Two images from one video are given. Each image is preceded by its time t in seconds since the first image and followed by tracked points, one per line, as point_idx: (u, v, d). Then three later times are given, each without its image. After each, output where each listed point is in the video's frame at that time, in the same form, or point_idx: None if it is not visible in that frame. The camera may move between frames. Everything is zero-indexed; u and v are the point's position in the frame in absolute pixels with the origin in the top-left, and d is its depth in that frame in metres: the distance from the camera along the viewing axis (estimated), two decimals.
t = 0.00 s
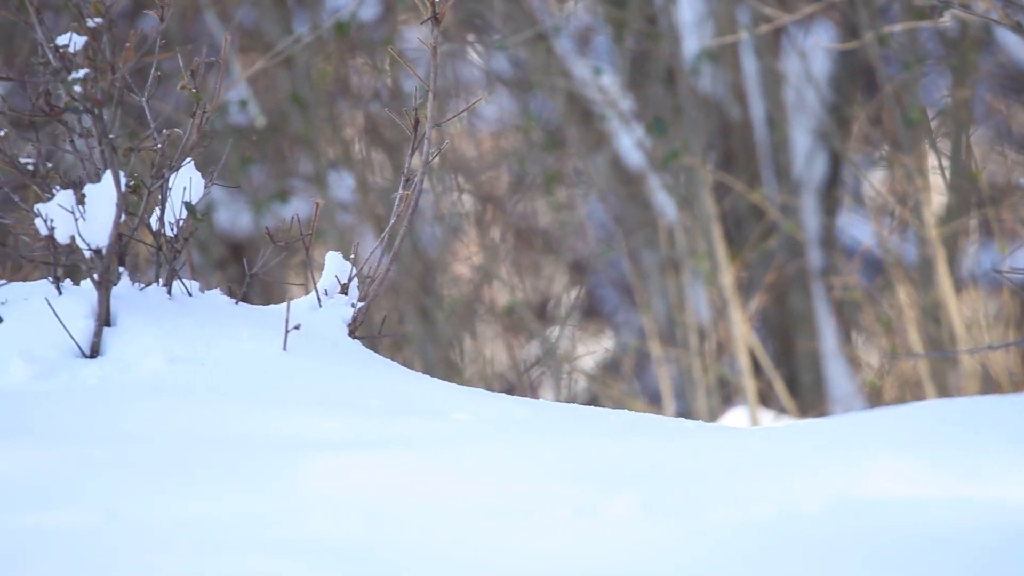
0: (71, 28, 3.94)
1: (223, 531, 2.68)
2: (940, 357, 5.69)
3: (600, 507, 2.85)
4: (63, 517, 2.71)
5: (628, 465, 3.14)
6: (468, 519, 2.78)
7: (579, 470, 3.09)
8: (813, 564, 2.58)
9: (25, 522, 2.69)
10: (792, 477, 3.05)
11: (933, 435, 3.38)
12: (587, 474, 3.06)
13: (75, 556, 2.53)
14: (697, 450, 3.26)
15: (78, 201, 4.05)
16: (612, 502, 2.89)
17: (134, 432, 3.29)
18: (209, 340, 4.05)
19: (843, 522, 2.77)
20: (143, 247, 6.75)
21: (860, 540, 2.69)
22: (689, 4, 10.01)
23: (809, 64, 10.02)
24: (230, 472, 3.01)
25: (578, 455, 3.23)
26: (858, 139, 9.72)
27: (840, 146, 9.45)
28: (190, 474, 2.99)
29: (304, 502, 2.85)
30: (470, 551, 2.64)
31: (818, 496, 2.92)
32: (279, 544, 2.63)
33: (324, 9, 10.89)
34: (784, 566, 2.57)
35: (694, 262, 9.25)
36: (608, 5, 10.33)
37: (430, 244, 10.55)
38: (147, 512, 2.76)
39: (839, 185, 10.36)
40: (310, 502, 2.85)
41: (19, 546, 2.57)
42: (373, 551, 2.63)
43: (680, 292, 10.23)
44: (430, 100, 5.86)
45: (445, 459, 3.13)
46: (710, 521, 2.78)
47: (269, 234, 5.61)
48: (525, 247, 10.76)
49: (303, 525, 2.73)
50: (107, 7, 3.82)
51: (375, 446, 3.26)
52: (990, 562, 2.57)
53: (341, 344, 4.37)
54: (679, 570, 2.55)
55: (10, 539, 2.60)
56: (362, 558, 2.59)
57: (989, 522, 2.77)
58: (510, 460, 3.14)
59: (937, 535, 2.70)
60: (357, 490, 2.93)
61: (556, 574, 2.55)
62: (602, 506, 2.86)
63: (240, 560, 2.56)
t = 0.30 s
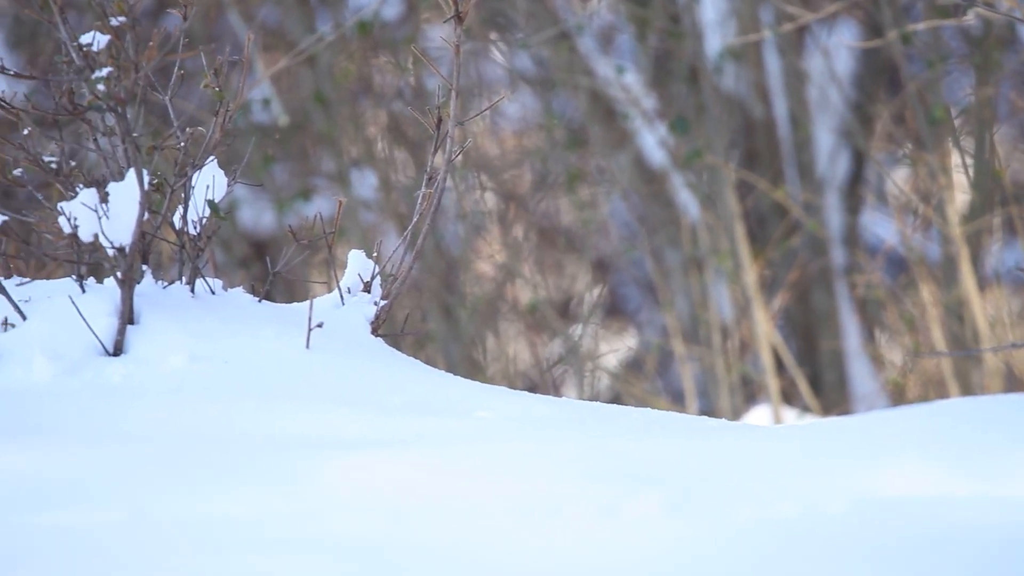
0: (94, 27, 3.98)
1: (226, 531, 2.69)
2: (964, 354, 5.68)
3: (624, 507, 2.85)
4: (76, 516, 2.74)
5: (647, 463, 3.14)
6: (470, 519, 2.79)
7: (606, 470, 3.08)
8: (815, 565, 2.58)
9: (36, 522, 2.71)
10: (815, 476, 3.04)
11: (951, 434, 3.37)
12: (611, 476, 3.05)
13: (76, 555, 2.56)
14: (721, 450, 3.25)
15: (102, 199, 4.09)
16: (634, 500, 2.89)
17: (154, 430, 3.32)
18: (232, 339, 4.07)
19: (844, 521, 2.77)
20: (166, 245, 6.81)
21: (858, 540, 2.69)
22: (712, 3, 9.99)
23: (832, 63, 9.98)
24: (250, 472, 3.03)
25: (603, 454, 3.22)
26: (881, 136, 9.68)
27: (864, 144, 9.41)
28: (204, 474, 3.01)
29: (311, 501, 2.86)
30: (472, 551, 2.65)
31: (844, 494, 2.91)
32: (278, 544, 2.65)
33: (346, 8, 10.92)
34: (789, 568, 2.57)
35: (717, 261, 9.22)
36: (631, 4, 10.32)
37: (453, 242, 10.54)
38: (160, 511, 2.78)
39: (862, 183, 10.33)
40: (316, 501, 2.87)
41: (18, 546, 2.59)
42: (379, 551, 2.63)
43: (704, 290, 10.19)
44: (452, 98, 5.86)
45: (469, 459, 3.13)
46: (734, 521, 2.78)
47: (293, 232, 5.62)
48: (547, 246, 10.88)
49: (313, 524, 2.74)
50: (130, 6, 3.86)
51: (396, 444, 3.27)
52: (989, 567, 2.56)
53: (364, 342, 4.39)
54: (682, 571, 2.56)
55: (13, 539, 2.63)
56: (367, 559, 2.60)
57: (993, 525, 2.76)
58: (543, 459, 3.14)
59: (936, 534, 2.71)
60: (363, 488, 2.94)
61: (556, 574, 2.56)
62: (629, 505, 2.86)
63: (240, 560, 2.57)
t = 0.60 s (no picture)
0: (126, 28, 4.04)
1: (226, 531, 2.72)
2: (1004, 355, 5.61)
3: (655, 505, 2.87)
4: (97, 516, 2.77)
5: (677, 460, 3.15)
6: (490, 518, 2.81)
7: (634, 467, 3.10)
8: (817, 566, 2.59)
9: (47, 522, 2.75)
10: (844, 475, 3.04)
11: (980, 435, 3.35)
12: (643, 474, 3.05)
13: (75, 558, 2.58)
14: (753, 450, 3.23)
15: (135, 199, 4.14)
16: (664, 499, 2.90)
17: (185, 428, 3.36)
18: (262, 338, 4.11)
19: (864, 520, 2.79)
20: (199, 245, 6.89)
21: (860, 540, 2.71)
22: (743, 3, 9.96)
23: (864, 62, 9.93)
24: (281, 469, 3.07)
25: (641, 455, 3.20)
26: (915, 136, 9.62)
27: (897, 144, 9.36)
28: (227, 473, 3.04)
29: (320, 498, 2.90)
30: (482, 551, 2.67)
31: (871, 495, 2.92)
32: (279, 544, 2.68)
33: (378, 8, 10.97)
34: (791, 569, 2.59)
35: (749, 261, 9.19)
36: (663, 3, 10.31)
37: (485, 243, 10.60)
38: (184, 511, 2.81)
39: (895, 183, 10.28)
40: (323, 499, 2.90)
41: (18, 545, 2.64)
42: (390, 550, 2.66)
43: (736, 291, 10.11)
44: (485, 97, 5.87)
45: (504, 459, 3.12)
46: (765, 521, 2.80)
47: (325, 232, 5.65)
48: (579, 246, 10.86)
49: (320, 522, 2.78)
50: (162, 7, 3.90)
51: (423, 442, 3.29)
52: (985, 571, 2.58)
53: (393, 341, 4.42)
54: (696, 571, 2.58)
55: (14, 539, 2.67)
56: (389, 558, 2.63)
57: (1013, 527, 2.76)
58: (570, 458, 3.16)
59: (953, 536, 2.72)
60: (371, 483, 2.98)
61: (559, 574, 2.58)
62: (659, 503, 2.87)
63: (246, 560, 2.61)
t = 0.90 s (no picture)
0: (154, 28, 4.09)
1: (233, 530, 2.75)
2: None
3: (680, 505, 2.88)
4: (113, 517, 2.80)
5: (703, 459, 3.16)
6: (511, 518, 2.83)
7: (659, 466, 3.11)
8: (822, 569, 2.60)
9: (48, 521, 2.78)
10: (869, 475, 3.05)
11: (1004, 435, 3.35)
12: (668, 474, 3.04)
13: (72, 565, 2.59)
14: (777, 450, 3.24)
15: (162, 200, 4.18)
16: (690, 499, 2.91)
17: (209, 428, 3.40)
18: (287, 338, 4.14)
19: (885, 521, 2.79)
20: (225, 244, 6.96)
21: (876, 540, 2.72)
22: (770, 3, 9.93)
23: (891, 62, 9.89)
24: (302, 468, 3.10)
25: (665, 456, 3.20)
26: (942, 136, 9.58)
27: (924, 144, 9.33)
28: (229, 473, 3.07)
29: (336, 497, 2.93)
30: (495, 551, 2.70)
31: (894, 495, 2.92)
32: (287, 544, 2.71)
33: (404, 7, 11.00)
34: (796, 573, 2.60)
35: (774, 262, 9.15)
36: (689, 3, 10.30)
37: (511, 242, 10.64)
38: (209, 511, 2.85)
39: (921, 183, 10.25)
40: (327, 497, 2.93)
41: (20, 544, 2.67)
42: (406, 549, 2.69)
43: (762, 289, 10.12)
44: (511, 97, 5.88)
45: (531, 459, 3.13)
46: (791, 522, 2.80)
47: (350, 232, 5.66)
48: (605, 246, 10.83)
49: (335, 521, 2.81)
50: (189, 7, 3.95)
51: (446, 442, 3.31)
52: (984, 573, 2.58)
53: (418, 340, 4.45)
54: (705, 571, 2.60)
55: (13, 539, 2.70)
56: (411, 558, 2.66)
57: None
58: (594, 458, 3.17)
59: (971, 538, 2.72)
60: (381, 481, 3.01)
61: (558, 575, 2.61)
62: (686, 503, 2.88)
63: (251, 560, 2.64)
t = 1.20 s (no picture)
0: (165, 28, 4.10)
1: (242, 530, 2.76)
2: None
3: (690, 504, 2.88)
4: (114, 516, 2.81)
5: (715, 458, 3.16)
6: (517, 518, 2.84)
7: (670, 464, 3.11)
8: (826, 571, 2.60)
9: (43, 522, 2.78)
10: (879, 474, 3.05)
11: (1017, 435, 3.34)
12: (677, 473, 3.05)
13: (71, 567, 2.60)
14: (788, 450, 3.24)
15: (173, 199, 4.19)
16: (701, 498, 2.92)
17: (218, 428, 3.41)
18: (298, 337, 4.15)
19: (894, 521, 2.79)
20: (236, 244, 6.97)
21: (885, 540, 2.72)
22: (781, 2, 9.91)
23: (904, 61, 9.87)
24: (310, 468, 3.11)
25: (675, 455, 3.20)
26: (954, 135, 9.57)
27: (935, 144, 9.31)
28: (234, 472, 3.08)
29: (345, 496, 2.94)
30: (499, 552, 2.70)
31: (905, 494, 2.92)
32: (293, 544, 2.72)
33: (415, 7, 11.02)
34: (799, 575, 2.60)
35: (785, 260, 9.12)
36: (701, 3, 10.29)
37: (521, 242, 10.65)
38: (219, 511, 2.85)
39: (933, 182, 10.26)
40: (332, 496, 2.94)
41: (14, 544, 2.68)
42: (413, 549, 2.70)
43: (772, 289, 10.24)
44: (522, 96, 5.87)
45: (540, 458, 3.14)
46: (801, 522, 2.80)
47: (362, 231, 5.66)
48: (617, 245, 11.19)
49: (342, 520, 2.82)
50: (201, 7, 3.96)
51: (455, 441, 3.31)
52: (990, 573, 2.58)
53: (429, 340, 4.45)
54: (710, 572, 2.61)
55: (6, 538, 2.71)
56: (423, 557, 2.67)
57: None
58: (605, 456, 3.18)
59: (980, 539, 2.72)
60: (385, 479, 3.02)
61: None
62: (694, 503, 2.89)
63: (247, 560, 2.65)
